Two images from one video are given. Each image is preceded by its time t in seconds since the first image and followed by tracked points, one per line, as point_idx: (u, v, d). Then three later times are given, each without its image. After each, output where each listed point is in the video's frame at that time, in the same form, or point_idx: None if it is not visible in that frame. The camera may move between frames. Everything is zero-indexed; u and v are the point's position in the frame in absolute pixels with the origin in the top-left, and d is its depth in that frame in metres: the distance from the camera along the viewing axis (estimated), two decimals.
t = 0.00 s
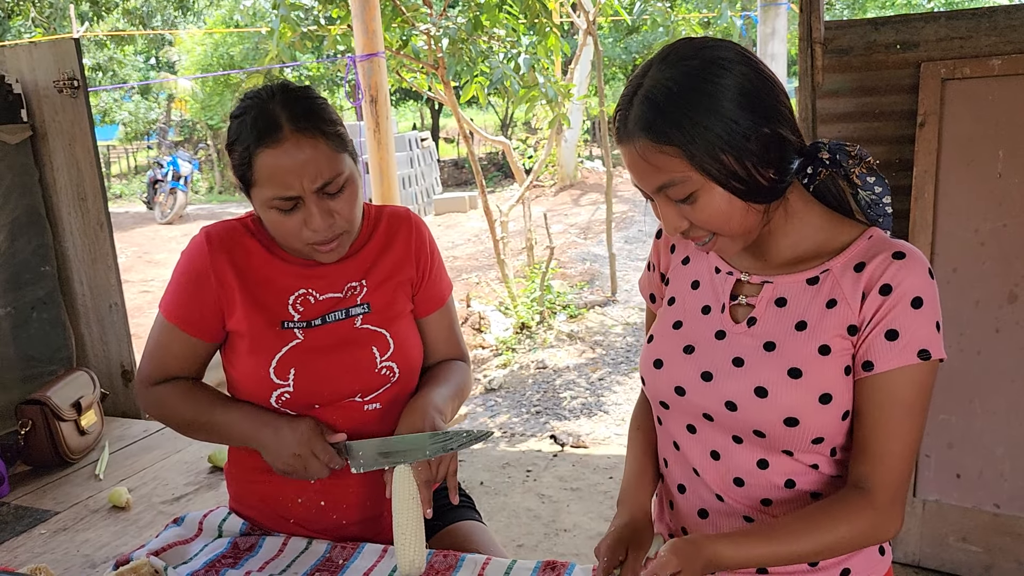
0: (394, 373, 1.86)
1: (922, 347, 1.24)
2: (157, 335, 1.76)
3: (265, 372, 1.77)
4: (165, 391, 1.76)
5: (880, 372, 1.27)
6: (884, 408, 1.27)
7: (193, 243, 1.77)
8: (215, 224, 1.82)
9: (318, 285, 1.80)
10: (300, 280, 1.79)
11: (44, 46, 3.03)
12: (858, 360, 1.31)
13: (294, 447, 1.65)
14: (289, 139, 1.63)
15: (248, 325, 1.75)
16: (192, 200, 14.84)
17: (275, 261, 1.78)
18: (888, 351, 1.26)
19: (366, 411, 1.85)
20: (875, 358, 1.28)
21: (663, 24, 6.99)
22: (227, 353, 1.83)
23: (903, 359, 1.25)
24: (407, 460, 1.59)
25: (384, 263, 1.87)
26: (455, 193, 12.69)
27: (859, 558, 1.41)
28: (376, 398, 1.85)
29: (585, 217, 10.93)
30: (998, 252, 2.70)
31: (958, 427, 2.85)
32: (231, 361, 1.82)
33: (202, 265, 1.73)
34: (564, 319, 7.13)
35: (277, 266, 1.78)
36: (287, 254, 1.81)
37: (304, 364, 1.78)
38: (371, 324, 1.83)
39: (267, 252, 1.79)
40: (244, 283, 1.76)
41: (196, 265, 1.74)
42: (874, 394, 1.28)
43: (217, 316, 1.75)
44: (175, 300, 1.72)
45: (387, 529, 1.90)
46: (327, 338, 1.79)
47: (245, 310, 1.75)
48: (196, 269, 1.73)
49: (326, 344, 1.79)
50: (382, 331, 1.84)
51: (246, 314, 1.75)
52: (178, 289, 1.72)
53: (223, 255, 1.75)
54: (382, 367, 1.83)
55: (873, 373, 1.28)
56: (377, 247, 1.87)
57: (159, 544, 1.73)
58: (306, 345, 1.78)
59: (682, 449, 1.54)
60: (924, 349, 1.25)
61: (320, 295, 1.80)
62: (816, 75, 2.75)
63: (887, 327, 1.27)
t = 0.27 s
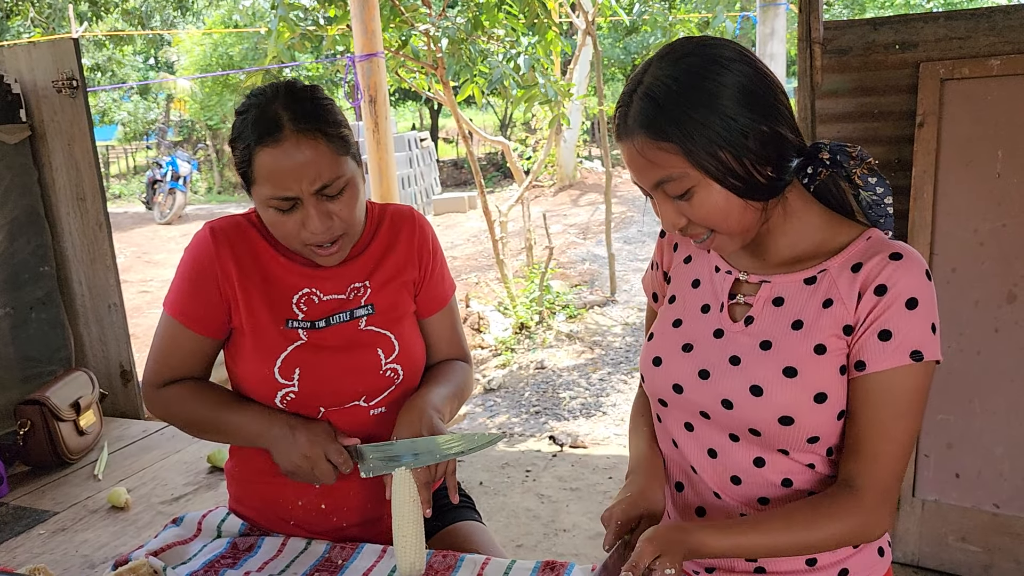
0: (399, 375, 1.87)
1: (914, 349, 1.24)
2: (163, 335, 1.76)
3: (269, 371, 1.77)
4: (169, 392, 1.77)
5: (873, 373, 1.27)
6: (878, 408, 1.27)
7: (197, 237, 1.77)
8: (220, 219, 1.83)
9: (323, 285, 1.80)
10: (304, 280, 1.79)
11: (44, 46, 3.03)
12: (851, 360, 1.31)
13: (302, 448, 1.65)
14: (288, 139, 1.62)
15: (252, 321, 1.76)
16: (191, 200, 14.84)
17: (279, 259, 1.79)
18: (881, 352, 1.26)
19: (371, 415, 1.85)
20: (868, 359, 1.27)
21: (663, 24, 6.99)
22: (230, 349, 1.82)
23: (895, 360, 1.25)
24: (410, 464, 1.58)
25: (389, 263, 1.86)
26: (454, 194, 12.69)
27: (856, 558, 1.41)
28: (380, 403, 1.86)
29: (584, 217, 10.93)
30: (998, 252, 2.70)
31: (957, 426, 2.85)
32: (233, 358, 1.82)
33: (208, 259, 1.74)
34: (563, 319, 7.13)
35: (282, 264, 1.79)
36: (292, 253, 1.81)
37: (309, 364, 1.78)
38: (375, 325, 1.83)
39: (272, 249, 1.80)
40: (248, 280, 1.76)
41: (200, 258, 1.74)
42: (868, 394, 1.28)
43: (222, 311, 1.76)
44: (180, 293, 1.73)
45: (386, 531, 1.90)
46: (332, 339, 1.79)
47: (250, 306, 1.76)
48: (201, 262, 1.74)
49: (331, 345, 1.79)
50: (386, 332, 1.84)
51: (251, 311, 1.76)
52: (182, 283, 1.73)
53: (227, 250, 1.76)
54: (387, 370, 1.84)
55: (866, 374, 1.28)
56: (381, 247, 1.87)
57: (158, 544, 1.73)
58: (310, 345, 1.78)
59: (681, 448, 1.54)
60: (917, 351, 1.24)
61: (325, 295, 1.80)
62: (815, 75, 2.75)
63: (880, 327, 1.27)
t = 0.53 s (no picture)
0: (393, 376, 1.87)
1: (908, 349, 1.24)
2: (161, 338, 1.76)
3: (264, 371, 1.76)
4: (168, 393, 1.76)
5: (865, 373, 1.27)
6: (872, 409, 1.27)
7: (191, 239, 1.77)
8: (214, 220, 1.83)
9: (317, 284, 1.80)
10: (299, 279, 1.79)
11: (41, 46, 3.03)
12: (845, 361, 1.31)
13: (296, 449, 1.65)
14: (279, 103, 1.69)
15: (245, 323, 1.75)
16: (189, 201, 14.83)
17: (274, 258, 1.79)
18: (874, 353, 1.26)
19: (365, 416, 1.85)
20: (861, 359, 1.28)
21: (661, 25, 6.99)
22: (225, 352, 1.82)
23: (889, 360, 1.25)
24: (405, 465, 1.56)
25: (384, 263, 1.87)
26: (452, 194, 12.69)
27: (856, 558, 1.41)
28: (374, 403, 1.85)
29: (582, 218, 10.94)
30: (995, 252, 2.71)
31: (955, 427, 2.85)
32: (228, 360, 1.81)
33: (202, 259, 1.74)
34: (561, 320, 7.13)
35: (277, 263, 1.79)
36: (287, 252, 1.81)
37: (305, 363, 1.77)
38: (371, 325, 1.83)
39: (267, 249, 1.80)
40: (242, 278, 1.76)
41: (196, 257, 1.75)
42: (862, 395, 1.28)
43: (218, 312, 1.76)
44: (175, 294, 1.73)
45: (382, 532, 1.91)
46: (326, 338, 1.79)
47: (242, 304, 1.75)
48: (197, 262, 1.74)
49: (325, 344, 1.79)
50: (382, 332, 1.84)
51: (244, 310, 1.75)
52: (178, 284, 1.73)
53: (222, 249, 1.76)
54: (381, 370, 1.84)
55: (859, 374, 1.28)
56: (377, 248, 1.88)
57: (154, 544, 1.72)
58: (304, 345, 1.78)
59: (679, 448, 1.54)
60: (910, 351, 1.24)
61: (319, 294, 1.80)
62: (813, 76, 2.73)
63: (874, 328, 1.27)
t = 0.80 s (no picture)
0: (391, 371, 1.87)
1: (898, 345, 1.24)
2: (160, 340, 1.76)
3: (262, 369, 1.77)
4: (166, 394, 1.76)
5: (857, 369, 1.27)
6: (865, 406, 1.27)
7: (189, 241, 1.77)
8: (211, 221, 1.83)
9: (314, 281, 1.80)
10: (296, 276, 1.79)
11: (39, 46, 3.03)
12: (838, 358, 1.31)
13: (293, 446, 1.65)
14: (279, 100, 1.69)
15: (242, 322, 1.75)
16: (187, 201, 14.82)
17: (272, 257, 1.79)
18: (866, 349, 1.26)
19: (364, 413, 1.85)
20: (851, 355, 1.28)
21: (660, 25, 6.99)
22: (223, 352, 1.82)
23: (880, 357, 1.25)
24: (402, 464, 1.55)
25: (380, 260, 1.87)
26: (451, 195, 12.69)
27: (855, 556, 1.41)
28: (373, 400, 1.85)
29: (580, 218, 10.94)
30: (992, 252, 2.71)
31: (952, 427, 2.86)
32: (226, 359, 1.81)
33: (199, 259, 1.74)
34: (559, 320, 7.13)
35: (274, 262, 1.79)
36: (285, 251, 1.81)
37: (302, 360, 1.78)
38: (368, 321, 1.83)
39: (264, 248, 1.80)
40: (239, 278, 1.76)
41: (193, 257, 1.75)
42: (854, 393, 1.28)
43: (216, 310, 1.76)
44: (173, 294, 1.73)
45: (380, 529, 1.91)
46: (324, 335, 1.79)
47: (239, 302, 1.75)
48: (194, 261, 1.74)
49: (323, 341, 1.79)
50: (379, 329, 1.84)
51: (241, 309, 1.75)
52: (175, 286, 1.74)
53: (219, 249, 1.76)
54: (378, 365, 1.84)
55: (850, 371, 1.28)
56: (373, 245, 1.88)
57: (152, 544, 1.72)
58: (302, 342, 1.78)
59: (676, 448, 1.55)
60: (901, 348, 1.24)
61: (316, 292, 1.80)
62: (810, 77, 2.73)
63: (865, 324, 1.27)
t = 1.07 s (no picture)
0: (385, 370, 1.87)
1: (893, 348, 1.25)
2: (158, 344, 1.77)
3: (257, 370, 1.77)
4: (163, 397, 1.76)
5: (852, 372, 1.27)
6: (859, 408, 1.28)
7: (182, 244, 1.78)
8: (205, 224, 1.84)
9: (308, 281, 1.80)
10: (289, 277, 1.80)
11: (36, 46, 3.03)
12: (832, 361, 1.31)
13: (290, 446, 1.65)
14: (266, 102, 1.69)
15: (236, 324, 1.75)
16: (185, 202, 14.81)
17: (265, 258, 1.80)
18: (861, 352, 1.26)
19: (359, 412, 1.85)
20: (846, 358, 1.28)
21: (658, 26, 7.00)
22: (218, 354, 1.82)
23: (874, 360, 1.25)
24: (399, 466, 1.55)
25: (373, 260, 1.87)
26: (449, 195, 12.69)
27: (850, 556, 1.41)
28: (369, 398, 1.85)
29: (578, 219, 10.95)
30: (989, 253, 2.72)
31: (949, 428, 2.86)
32: (221, 361, 1.81)
33: (192, 262, 1.75)
34: (557, 321, 7.14)
35: (267, 263, 1.80)
36: (278, 252, 1.82)
37: (296, 361, 1.78)
38: (362, 320, 1.83)
39: (257, 249, 1.81)
40: (232, 279, 1.76)
41: (186, 260, 1.75)
42: (849, 395, 1.28)
43: (211, 312, 1.76)
44: (168, 298, 1.74)
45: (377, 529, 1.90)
46: (318, 335, 1.79)
47: (234, 304, 1.75)
48: (187, 263, 1.75)
49: (317, 341, 1.79)
50: (372, 328, 1.84)
51: (235, 311, 1.75)
52: (169, 290, 1.74)
53: (212, 251, 1.77)
54: (372, 363, 1.84)
55: (845, 374, 1.28)
56: (365, 244, 1.88)
57: (149, 546, 1.72)
58: (297, 342, 1.78)
59: (673, 451, 1.55)
60: (895, 350, 1.25)
61: (310, 292, 1.80)
62: (808, 77, 2.74)
63: (859, 328, 1.27)
